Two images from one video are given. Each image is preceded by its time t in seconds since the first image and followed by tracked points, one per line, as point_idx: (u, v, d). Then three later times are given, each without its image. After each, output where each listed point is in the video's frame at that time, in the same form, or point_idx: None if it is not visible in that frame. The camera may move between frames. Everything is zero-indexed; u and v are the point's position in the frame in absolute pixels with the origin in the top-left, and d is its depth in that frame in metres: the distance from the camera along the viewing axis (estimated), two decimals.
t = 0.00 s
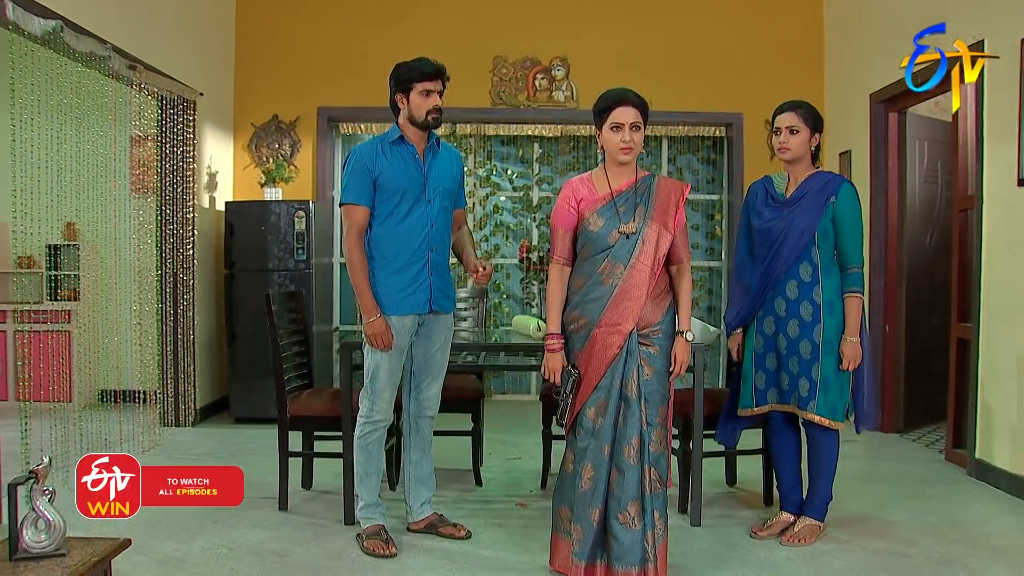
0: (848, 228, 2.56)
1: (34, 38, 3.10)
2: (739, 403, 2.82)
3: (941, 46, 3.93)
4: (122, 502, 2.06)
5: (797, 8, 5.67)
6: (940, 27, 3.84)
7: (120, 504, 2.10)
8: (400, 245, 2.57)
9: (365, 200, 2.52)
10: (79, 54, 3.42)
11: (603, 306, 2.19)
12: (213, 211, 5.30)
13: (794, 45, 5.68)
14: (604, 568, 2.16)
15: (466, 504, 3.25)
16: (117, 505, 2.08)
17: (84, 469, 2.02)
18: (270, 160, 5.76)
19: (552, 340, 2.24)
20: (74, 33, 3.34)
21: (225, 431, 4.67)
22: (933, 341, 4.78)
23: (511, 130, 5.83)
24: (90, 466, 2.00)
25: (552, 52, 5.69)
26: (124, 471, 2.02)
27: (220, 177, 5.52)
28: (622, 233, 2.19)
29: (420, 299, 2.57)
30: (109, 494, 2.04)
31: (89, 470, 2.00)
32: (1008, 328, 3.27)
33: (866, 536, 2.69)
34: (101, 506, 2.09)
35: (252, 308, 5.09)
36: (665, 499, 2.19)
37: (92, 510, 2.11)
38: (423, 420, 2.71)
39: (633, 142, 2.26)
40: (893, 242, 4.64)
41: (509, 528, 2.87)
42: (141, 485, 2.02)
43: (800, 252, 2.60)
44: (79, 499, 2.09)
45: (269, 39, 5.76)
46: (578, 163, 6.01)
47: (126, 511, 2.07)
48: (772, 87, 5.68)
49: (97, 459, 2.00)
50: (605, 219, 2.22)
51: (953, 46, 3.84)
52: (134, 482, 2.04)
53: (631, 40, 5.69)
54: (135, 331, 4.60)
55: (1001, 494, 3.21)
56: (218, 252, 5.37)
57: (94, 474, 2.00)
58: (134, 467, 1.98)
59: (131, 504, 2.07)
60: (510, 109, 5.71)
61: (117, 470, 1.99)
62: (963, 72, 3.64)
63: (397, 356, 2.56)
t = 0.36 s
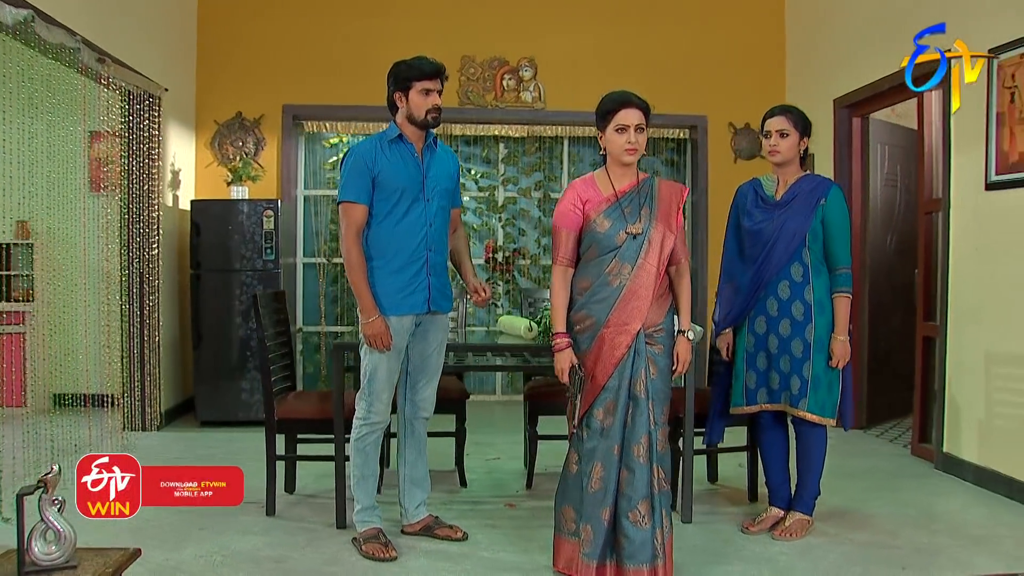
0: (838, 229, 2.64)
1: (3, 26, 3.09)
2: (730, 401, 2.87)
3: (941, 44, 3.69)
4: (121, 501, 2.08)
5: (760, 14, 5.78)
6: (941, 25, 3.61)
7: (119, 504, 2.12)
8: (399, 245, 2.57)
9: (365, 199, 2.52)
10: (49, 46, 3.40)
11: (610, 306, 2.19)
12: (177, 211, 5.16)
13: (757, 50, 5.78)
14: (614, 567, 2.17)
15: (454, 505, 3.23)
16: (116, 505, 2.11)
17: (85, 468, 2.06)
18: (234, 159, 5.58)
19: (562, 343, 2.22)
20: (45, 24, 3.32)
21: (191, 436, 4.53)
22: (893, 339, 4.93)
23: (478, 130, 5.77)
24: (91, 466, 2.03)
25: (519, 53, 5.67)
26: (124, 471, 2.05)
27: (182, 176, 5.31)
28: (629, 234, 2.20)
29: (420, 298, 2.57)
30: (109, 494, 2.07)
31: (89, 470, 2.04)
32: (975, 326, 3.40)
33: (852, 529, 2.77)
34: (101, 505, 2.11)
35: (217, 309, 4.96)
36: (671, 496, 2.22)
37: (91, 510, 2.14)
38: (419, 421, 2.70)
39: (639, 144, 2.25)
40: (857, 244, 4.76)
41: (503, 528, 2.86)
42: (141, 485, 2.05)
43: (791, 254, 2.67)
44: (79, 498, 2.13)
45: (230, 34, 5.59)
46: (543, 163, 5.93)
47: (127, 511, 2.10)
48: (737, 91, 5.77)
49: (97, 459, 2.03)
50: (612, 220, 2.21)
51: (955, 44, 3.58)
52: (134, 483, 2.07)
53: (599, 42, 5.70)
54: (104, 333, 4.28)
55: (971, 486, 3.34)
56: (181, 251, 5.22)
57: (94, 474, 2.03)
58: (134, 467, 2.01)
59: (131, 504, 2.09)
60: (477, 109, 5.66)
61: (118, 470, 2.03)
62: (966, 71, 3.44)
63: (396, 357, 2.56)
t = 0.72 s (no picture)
0: (817, 232, 2.72)
1: None
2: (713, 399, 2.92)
3: (940, 44, 3.52)
4: (120, 501, 2.07)
5: (724, 18, 5.84)
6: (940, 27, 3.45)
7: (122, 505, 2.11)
8: (389, 245, 2.57)
9: (355, 199, 2.51)
10: (17, 37, 3.34)
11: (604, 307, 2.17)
12: (140, 210, 5.03)
13: (721, 54, 5.85)
14: (610, 566, 2.18)
15: (437, 506, 3.22)
16: (116, 505, 2.08)
17: (86, 468, 2.07)
18: (198, 158, 5.34)
19: (583, 287, 2.14)
20: (12, 14, 3.26)
21: (156, 440, 4.41)
22: (852, 338, 5.08)
23: (443, 131, 5.68)
24: (90, 466, 2.04)
25: (486, 54, 5.59)
26: (123, 471, 2.05)
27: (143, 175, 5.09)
28: (623, 236, 2.18)
29: (410, 299, 2.58)
30: (109, 494, 2.06)
31: (89, 470, 2.05)
32: (939, 324, 3.53)
33: (831, 523, 2.85)
34: (102, 505, 2.11)
35: (180, 311, 4.83)
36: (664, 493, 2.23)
37: (93, 511, 2.13)
38: (407, 423, 2.69)
39: (629, 147, 2.24)
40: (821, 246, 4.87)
41: (491, 529, 2.87)
42: (142, 485, 2.05)
43: (773, 255, 2.74)
44: (79, 499, 2.12)
45: (190, 28, 5.36)
46: (507, 164, 5.92)
47: (126, 512, 2.08)
48: (701, 94, 5.83)
49: (97, 459, 2.04)
50: (606, 222, 2.20)
51: (955, 43, 3.41)
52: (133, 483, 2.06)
53: (565, 44, 5.68)
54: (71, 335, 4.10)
55: (936, 479, 3.46)
56: (144, 251, 5.11)
57: (96, 472, 2.04)
58: (133, 467, 2.01)
59: (130, 504, 2.07)
60: (443, 110, 5.57)
61: (118, 470, 2.04)
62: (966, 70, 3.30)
63: (387, 359, 2.55)
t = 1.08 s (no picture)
0: (790, 233, 2.80)
1: None
2: (689, 398, 2.98)
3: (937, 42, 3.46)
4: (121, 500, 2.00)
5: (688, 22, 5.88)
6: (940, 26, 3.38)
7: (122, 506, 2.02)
8: (371, 246, 2.56)
9: (338, 200, 2.50)
10: None
11: (590, 307, 2.20)
12: (100, 209, 4.92)
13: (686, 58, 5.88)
14: (597, 563, 2.21)
15: (414, 507, 3.21)
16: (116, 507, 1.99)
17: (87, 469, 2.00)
18: (161, 157, 5.23)
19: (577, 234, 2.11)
20: None
21: (119, 445, 4.31)
22: (812, 336, 5.20)
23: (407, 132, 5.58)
24: (91, 466, 1.99)
25: (450, 54, 5.54)
26: (124, 470, 2.00)
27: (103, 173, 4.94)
28: (610, 236, 2.22)
29: (392, 300, 2.58)
30: (109, 494, 1.99)
31: (89, 469, 1.99)
32: (901, 323, 3.66)
33: (803, 516, 2.93)
34: (101, 506, 2.03)
35: (142, 313, 4.73)
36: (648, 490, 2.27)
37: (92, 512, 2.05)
38: (388, 424, 2.68)
39: (612, 149, 2.26)
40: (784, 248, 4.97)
41: (471, 529, 2.88)
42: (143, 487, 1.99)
43: (748, 256, 2.80)
44: (78, 499, 2.03)
45: (153, 25, 5.23)
46: (471, 165, 5.80)
47: (126, 512, 2.01)
48: (665, 97, 5.85)
49: (97, 459, 1.99)
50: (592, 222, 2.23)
51: (954, 43, 3.34)
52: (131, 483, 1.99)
53: (531, 45, 5.65)
54: (35, 337, 3.98)
55: (899, 473, 3.58)
56: (105, 251, 5.01)
57: (97, 472, 1.99)
58: (134, 467, 1.95)
59: (132, 504, 2.00)
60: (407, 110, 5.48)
61: (120, 470, 1.98)
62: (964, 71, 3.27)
63: (370, 361, 2.55)
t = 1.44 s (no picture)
0: (760, 236, 2.86)
1: None
2: (664, 398, 3.03)
3: (938, 43, 3.35)
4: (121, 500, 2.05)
5: (656, 25, 5.94)
6: (940, 26, 3.29)
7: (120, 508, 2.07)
8: (349, 248, 2.56)
9: (316, 202, 2.49)
10: None
11: (573, 307, 2.23)
12: (62, 211, 4.82)
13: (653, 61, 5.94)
14: (580, 562, 2.24)
15: (390, 509, 3.21)
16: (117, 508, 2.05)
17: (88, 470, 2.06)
18: (125, 158, 5.14)
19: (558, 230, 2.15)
20: None
21: (82, 450, 4.22)
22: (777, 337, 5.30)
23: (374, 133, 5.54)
24: (91, 466, 2.05)
25: (417, 56, 5.53)
26: (123, 471, 2.05)
27: (64, 174, 4.83)
28: (591, 236, 2.25)
29: (370, 303, 2.58)
30: (109, 494, 2.04)
31: (90, 469, 2.05)
32: (866, 322, 3.77)
33: (775, 513, 3.00)
34: (101, 506, 2.08)
35: (106, 317, 4.64)
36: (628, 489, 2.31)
37: (93, 512, 2.11)
38: (365, 426, 2.68)
39: (591, 151, 2.29)
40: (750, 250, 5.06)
41: (449, 530, 2.89)
42: (142, 487, 2.04)
43: (721, 258, 2.86)
44: (79, 499, 2.10)
45: (117, 22, 5.13)
46: (437, 167, 5.75)
47: (126, 512, 2.06)
48: (633, 100, 5.89)
49: (97, 459, 2.05)
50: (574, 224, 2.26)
51: (954, 43, 3.25)
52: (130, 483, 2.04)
53: (499, 47, 5.66)
54: None
55: (864, 470, 3.68)
56: (67, 253, 4.90)
57: (97, 472, 2.05)
58: (133, 466, 2.01)
59: (131, 504, 2.05)
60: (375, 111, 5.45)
61: (119, 470, 2.04)
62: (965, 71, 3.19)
63: (348, 363, 2.55)
